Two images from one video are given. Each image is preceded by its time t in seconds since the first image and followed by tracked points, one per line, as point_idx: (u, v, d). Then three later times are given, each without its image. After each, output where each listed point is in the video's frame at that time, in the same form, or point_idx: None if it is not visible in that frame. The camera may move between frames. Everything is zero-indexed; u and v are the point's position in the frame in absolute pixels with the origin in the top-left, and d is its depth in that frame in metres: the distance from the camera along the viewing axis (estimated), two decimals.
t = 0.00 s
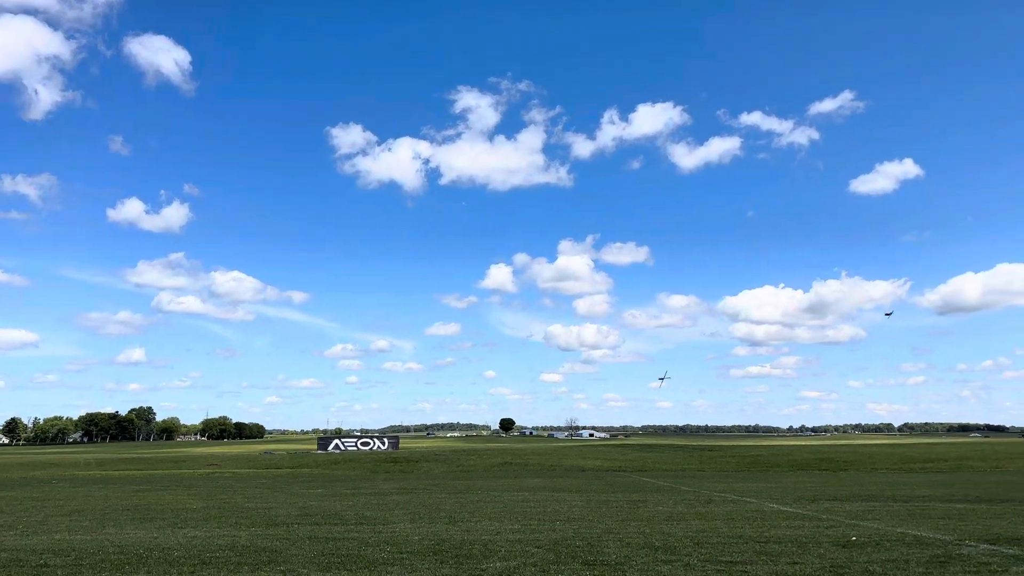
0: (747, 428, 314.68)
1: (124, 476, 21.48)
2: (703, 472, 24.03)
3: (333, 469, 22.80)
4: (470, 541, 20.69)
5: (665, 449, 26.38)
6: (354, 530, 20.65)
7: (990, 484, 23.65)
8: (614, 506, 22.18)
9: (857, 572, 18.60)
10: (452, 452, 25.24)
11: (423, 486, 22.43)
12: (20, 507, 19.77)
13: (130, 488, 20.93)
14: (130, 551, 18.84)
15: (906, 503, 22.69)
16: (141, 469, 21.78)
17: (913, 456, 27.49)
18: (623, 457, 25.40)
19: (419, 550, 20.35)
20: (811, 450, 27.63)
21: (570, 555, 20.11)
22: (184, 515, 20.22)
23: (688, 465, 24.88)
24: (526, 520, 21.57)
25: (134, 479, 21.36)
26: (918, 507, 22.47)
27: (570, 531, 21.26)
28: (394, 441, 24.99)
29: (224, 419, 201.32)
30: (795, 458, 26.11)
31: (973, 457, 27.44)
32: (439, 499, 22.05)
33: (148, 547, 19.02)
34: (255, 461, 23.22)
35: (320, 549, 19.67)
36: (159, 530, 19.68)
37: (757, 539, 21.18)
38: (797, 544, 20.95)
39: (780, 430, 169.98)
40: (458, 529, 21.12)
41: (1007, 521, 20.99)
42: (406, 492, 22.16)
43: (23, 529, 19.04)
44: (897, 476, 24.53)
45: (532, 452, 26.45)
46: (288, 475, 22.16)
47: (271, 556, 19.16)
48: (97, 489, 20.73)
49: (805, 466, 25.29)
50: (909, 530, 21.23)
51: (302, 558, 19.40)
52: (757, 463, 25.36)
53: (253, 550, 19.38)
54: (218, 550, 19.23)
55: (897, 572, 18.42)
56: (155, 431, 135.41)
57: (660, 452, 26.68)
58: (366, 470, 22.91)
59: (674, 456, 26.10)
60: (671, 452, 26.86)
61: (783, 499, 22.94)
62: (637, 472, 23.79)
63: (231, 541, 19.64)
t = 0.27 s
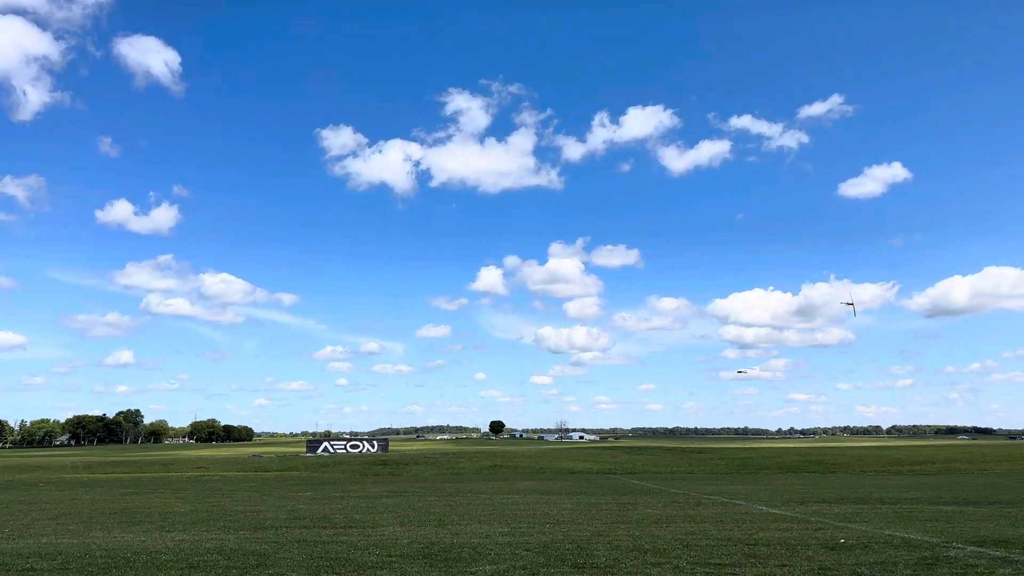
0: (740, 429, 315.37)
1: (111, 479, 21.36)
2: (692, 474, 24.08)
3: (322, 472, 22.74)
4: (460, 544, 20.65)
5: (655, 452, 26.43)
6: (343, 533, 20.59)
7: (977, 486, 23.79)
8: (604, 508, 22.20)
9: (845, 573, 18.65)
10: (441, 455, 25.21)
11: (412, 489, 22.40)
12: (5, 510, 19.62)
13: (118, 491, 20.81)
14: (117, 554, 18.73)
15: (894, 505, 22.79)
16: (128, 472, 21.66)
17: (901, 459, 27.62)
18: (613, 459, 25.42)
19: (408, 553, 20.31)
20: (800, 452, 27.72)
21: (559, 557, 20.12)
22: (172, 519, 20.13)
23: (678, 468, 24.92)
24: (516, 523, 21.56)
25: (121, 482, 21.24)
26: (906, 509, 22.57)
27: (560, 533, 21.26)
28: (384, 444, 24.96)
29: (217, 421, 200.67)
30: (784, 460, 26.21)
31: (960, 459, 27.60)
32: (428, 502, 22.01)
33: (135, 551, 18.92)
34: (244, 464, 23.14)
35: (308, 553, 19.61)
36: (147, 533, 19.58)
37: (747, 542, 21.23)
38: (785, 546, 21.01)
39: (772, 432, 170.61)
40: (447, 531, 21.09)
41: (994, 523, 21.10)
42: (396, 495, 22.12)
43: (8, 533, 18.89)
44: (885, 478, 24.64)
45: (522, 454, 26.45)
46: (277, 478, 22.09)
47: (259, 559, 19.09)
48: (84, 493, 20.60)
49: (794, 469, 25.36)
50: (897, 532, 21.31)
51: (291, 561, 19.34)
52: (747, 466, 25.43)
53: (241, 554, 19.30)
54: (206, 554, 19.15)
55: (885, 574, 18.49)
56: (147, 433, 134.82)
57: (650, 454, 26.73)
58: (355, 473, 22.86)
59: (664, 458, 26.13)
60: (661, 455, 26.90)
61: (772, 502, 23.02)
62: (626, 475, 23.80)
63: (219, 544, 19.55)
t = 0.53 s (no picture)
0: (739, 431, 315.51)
1: (108, 482, 21.31)
2: (690, 477, 24.06)
3: (320, 475, 22.72)
4: (458, 547, 20.61)
5: (653, 454, 26.44)
6: (340, 536, 20.56)
7: (975, 488, 23.80)
8: (602, 511, 22.18)
9: None
10: (439, 457, 25.19)
11: (410, 491, 22.37)
12: (2, 513, 19.57)
13: (114, 495, 20.76)
14: (115, 557, 18.68)
15: (892, 507, 22.81)
16: (125, 475, 21.61)
17: (899, 461, 27.63)
18: (611, 462, 25.40)
19: (405, 556, 20.28)
20: (798, 454, 27.71)
21: (557, 560, 20.09)
22: (170, 522, 20.09)
23: (676, 470, 24.90)
24: (514, 525, 21.52)
25: (118, 485, 21.19)
26: (904, 511, 22.58)
27: (558, 536, 21.22)
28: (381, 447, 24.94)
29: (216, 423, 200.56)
30: (782, 463, 26.22)
31: (958, 461, 27.61)
32: (426, 505, 21.98)
33: (133, 554, 18.87)
34: (241, 466, 23.10)
35: (306, 556, 19.57)
36: (144, 536, 19.55)
37: (744, 544, 21.22)
38: (783, 549, 21.00)
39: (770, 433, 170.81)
40: (445, 534, 21.06)
41: (991, 525, 21.12)
42: (393, 498, 22.09)
43: (5, 536, 18.85)
44: (883, 480, 24.65)
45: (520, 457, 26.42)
46: (274, 481, 22.06)
47: (257, 562, 19.06)
48: (80, 496, 20.55)
49: (791, 471, 25.36)
50: (895, 535, 21.31)
51: (288, 564, 19.30)
52: (745, 468, 25.44)
53: (239, 557, 19.26)
54: (203, 557, 19.11)
55: None
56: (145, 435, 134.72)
57: (647, 457, 26.72)
58: (353, 476, 22.83)
59: (662, 461, 26.11)
60: (659, 458, 26.88)
61: (770, 504, 23.02)
62: (624, 477, 23.78)
63: (217, 547, 19.51)
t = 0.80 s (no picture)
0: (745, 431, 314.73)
1: (118, 483, 21.40)
2: (698, 478, 24.01)
3: (328, 476, 22.76)
4: (466, 548, 20.60)
5: (661, 456, 26.40)
6: (349, 537, 20.58)
7: (985, 490, 23.65)
8: (610, 513, 22.12)
9: None
10: (447, 459, 25.20)
11: (418, 493, 22.38)
12: (13, 515, 19.67)
13: (124, 496, 20.85)
14: (124, 558, 18.74)
15: (901, 509, 22.70)
16: (134, 476, 21.70)
17: (908, 462, 27.48)
18: (618, 463, 25.37)
19: (413, 558, 20.28)
20: (807, 456, 27.60)
21: (565, 562, 20.03)
22: (179, 523, 20.15)
23: (684, 472, 24.85)
24: (522, 527, 21.47)
25: (128, 486, 21.28)
26: (914, 513, 22.46)
27: (566, 538, 21.16)
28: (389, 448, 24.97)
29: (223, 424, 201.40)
30: (790, 464, 26.13)
31: (968, 462, 27.45)
32: (434, 506, 21.97)
33: (142, 555, 18.93)
34: (250, 468, 23.18)
35: (314, 557, 19.59)
36: (153, 538, 19.60)
37: (753, 546, 21.15)
38: (792, 550, 20.92)
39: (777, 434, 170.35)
40: (453, 536, 21.04)
41: (1002, 527, 20.97)
42: (402, 499, 22.10)
43: (16, 537, 18.95)
44: (892, 481, 24.53)
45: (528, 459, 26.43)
46: (283, 482, 22.12)
47: (266, 563, 19.09)
48: (90, 497, 20.64)
49: (800, 472, 25.27)
50: (904, 536, 21.20)
51: (297, 566, 19.32)
52: (753, 470, 25.36)
53: (248, 558, 19.31)
54: (213, 558, 19.16)
55: None
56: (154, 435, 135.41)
57: (656, 458, 26.68)
58: (361, 477, 22.87)
59: (670, 462, 26.06)
60: (667, 459, 26.85)
61: (779, 506, 22.95)
62: (632, 479, 23.73)
63: (226, 549, 19.55)
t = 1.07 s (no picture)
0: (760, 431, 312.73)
1: (143, 483, 21.58)
2: (721, 479, 23.87)
3: (350, 477, 22.84)
4: (487, 549, 20.58)
5: (684, 456, 26.28)
6: (371, 537, 20.61)
7: (1013, 491, 23.29)
8: (632, 514, 22.00)
9: None
10: (469, 459, 25.20)
11: (439, 493, 22.40)
12: (41, 514, 19.88)
13: (149, 496, 21.03)
14: (150, 558, 18.86)
15: (927, 510, 22.41)
16: (159, 476, 21.88)
17: (934, 463, 27.14)
18: (640, 464, 25.26)
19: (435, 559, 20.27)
20: (831, 456, 27.33)
21: (587, 564, 19.87)
22: (204, 523, 20.26)
23: (706, 472, 24.68)
24: (543, 528, 21.36)
25: (153, 486, 21.46)
26: (940, 514, 22.17)
27: (588, 539, 20.99)
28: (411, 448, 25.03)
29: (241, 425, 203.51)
30: (814, 465, 25.89)
31: (995, 463, 27.04)
32: (455, 507, 21.95)
33: (168, 555, 19.04)
34: (274, 468, 23.31)
35: (337, 557, 19.63)
36: (178, 537, 19.70)
37: (777, 547, 20.97)
38: (816, 552, 20.71)
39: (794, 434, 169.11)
40: (475, 537, 20.99)
41: None
42: (423, 499, 22.11)
43: (44, 537, 19.13)
44: (917, 482, 24.23)
45: (548, 460, 26.39)
46: (306, 482, 22.22)
47: (289, 563, 19.16)
48: (116, 498, 20.82)
49: (824, 473, 25.01)
50: (930, 538, 20.93)
51: (320, 566, 19.36)
52: (777, 470, 25.16)
53: (272, 558, 19.40)
54: (237, 558, 19.27)
55: None
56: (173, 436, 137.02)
57: (678, 459, 26.57)
58: (383, 477, 22.94)
59: (692, 463, 25.90)
60: (689, 460, 26.69)
61: (802, 507, 22.74)
62: (654, 480, 23.60)
63: (250, 549, 19.66)
